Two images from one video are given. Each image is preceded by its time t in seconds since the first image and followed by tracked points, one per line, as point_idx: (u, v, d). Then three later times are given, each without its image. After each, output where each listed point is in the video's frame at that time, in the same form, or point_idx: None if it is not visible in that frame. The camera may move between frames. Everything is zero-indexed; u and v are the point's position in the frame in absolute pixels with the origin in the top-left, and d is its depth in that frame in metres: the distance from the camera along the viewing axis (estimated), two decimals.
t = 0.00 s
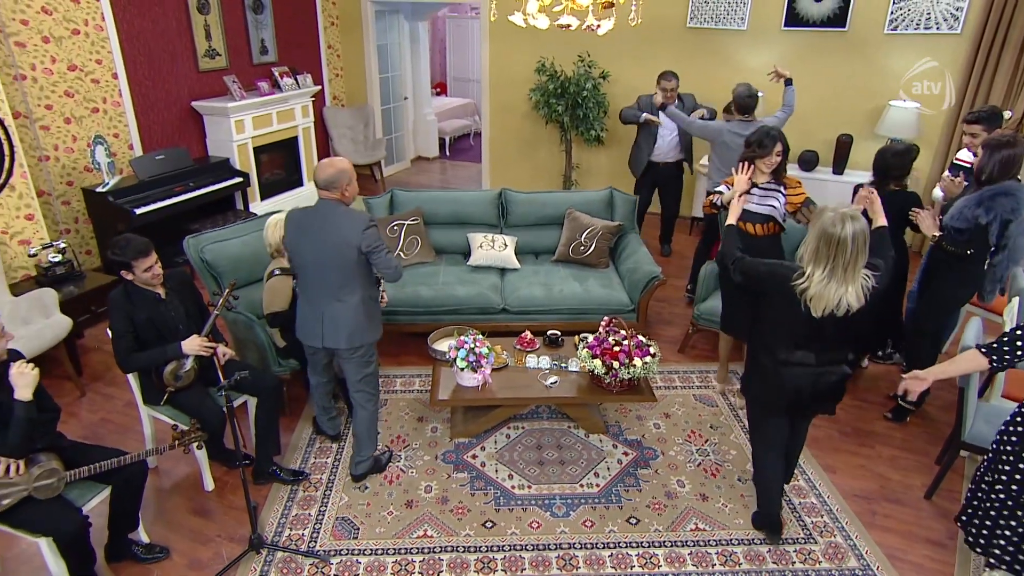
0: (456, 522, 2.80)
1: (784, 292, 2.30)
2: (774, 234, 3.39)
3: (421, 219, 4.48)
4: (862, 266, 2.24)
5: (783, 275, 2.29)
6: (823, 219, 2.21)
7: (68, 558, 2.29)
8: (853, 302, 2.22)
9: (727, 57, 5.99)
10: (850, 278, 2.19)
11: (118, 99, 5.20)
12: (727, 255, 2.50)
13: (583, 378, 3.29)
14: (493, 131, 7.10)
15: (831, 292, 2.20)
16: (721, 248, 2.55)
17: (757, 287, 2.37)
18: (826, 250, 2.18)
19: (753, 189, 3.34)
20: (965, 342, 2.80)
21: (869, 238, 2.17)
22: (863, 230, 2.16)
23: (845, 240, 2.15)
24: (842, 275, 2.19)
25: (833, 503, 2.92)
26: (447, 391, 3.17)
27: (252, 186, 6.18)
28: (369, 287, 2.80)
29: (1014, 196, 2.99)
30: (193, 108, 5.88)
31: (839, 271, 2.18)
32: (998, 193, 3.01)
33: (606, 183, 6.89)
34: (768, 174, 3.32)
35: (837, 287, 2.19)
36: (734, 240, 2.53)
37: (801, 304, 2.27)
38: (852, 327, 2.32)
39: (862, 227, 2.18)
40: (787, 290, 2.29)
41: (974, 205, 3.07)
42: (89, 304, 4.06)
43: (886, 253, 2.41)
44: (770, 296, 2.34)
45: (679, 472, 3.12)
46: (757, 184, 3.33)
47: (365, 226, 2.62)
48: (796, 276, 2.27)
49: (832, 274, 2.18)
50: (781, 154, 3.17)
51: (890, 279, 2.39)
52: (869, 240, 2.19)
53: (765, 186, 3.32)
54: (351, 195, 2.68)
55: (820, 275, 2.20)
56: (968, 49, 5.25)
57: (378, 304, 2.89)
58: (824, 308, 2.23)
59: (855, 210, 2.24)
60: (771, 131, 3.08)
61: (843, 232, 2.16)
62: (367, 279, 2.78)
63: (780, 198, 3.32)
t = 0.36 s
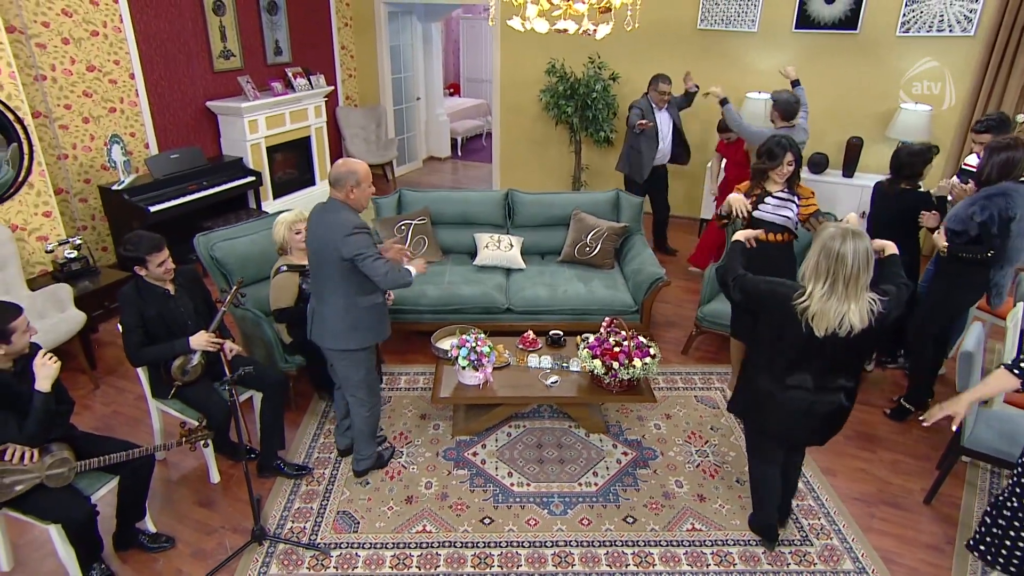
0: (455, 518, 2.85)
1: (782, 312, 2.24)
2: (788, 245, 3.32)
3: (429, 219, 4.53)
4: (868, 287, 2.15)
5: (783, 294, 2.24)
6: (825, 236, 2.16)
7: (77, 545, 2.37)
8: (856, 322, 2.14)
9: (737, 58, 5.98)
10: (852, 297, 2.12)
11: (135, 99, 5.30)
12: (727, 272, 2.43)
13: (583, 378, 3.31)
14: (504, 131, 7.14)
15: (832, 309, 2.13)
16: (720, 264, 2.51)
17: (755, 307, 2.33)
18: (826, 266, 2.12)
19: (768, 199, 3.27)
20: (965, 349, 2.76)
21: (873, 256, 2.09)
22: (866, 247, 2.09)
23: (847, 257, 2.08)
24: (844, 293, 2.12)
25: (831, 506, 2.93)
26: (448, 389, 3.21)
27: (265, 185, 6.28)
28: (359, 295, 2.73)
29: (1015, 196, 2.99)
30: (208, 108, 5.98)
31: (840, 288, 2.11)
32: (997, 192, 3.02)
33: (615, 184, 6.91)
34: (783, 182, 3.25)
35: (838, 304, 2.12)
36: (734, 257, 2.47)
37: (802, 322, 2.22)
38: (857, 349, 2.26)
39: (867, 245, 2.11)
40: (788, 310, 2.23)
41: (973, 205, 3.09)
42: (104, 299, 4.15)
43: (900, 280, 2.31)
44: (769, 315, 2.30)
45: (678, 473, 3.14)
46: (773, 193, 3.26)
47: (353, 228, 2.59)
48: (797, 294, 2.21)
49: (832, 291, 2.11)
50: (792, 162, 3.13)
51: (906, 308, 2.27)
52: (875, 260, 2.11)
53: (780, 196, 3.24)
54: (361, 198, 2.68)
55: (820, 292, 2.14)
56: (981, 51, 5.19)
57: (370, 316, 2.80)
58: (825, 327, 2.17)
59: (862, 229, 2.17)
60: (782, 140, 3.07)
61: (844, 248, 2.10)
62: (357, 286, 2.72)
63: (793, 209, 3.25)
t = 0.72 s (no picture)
0: (453, 513, 2.89)
1: (791, 319, 2.19)
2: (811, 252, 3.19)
3: (434, 218, 4.57)
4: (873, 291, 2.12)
5: (787, 301, 2.20)
6: (828, 239, 2.15)
7: (83, 531, 2.44)
8: (861, 327, 2.11)
9: (745, 60, 5.98)
10: (857, 299, 2.09)
11: (148, 99, 5.40)
12: (736, 279, 2.35)
13: (583, 377, 3.34)
14: (512, 132, 7.18)
15: (837, 314, 2.10)
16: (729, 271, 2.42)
17: (767, 314, 2.26)
18: (829, 269, 2.10)
19: (789, 205, 3.15)
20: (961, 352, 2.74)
21: (878, 259, 2.07)
22: (869, 251, 2.07)
23: (848, 259, 2.07)
24: (848, 296, 2.09)
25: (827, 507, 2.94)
26: (449, 386, 3.26)
27: (275, 184, 6.36)
28: (342, 296, 2.73)
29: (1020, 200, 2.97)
30: (220, 108, 6.07)
31: (843, 291, 2.09)
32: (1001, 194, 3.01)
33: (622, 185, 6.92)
34: (803, 188, 3.16)
35: (843, 308, 2.09)
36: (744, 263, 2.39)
37: (810, 329, 2.16)
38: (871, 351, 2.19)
39: (871, 250, 2.09)
40: (792, 316, 2.19)
41: (976, 206, 3.08)
42: (115, 295, 4.23)
43: (912, 284, 2.26)
44: (781, 323, 2.22)
45: (675, 472, 3.16)
46: (793, 199, 3.15)
47: (333, 226, 2.63)
48: (803, 300, 2.18)
49: (835, 293, 2.09)
50: (802, 166, 3.04)
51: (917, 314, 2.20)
52: (880, 264, 2.08)
53: (801, 202, 3.13)
54: (368, 202, 2.71)
55: (824, 295, 2.11)
56: (992, 53, 5.15)
57: (355, 320, 2.77)
58: (830, 331, 2.13)
59: (866, 233, 2.15)
60: (785, 145, 3.03)
61: (847, 250, 2.08)
62: (340, 285, 2.72)
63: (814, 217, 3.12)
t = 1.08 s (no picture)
0: (449, 508, 2.93)
1: (798, 340, 2.10)
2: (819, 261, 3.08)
3: (438, 218, 4.62)
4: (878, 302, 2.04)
5: (791, 319, 2.10)
6: (827, 253, 2.07)
7: (87, 519, 2.52)
8: (870, 339, 2.02)
9: (751, 61, 5.98)
10: (863, 312, 2.00)
11: (159, 98, 5.49)
12: (740, 305, 2.26)
13: (581, 376, 3.38)
14: (519, 132, 7.22)
15: (843, 327, 2.01)
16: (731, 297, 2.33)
17: (773, 339, 2.16)
18: (831, 282, 2.02)
19: (796, 212, 3.05)
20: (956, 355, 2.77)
21: (880, 269, 2.00)
22: (871, 261, 1.99)
23: (850, 272, 1.99)
24: (853, 308, 2.00)
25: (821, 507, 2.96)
26: (448, 382, 3.31)
27: (284, 183, 6.44)
28: (345, 311, 2.65)
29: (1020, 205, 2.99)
30: (230, 107, 6.15)
31: (848, 303, 2.00)
32: (1005, 200, 3.01)
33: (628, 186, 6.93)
34: (811, 194, 3.05)
35: (848, 320, 2.01)
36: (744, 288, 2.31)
37: (817, 345, 2.07)
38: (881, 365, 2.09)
39: (873, 260, 2.01)
40: (797, 334, 2.10)
41: (976, 208, 3.09)
42: (124, 291, 4.31)
43: (921, 298, 2.18)
44: (788, 346, 2.13)
45: (671, 471, 3.18)
46: (801, 205, 3.05)
47: (334, 239, 2.55)
48: (806, 316, 2.09)
49: (840, 306, 2.00)
50: (810, 171, 2.95)
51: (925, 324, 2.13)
52: (882, 273, 2.01)
53: (810, 208, 3.03)
54: (379, 211, 2.66)
55: (829, 309, 2.02)
56: (1000, 55, 5.11)
57: (359, 336, 2.68)
58: (840, 346, 2.03)
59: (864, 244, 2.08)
60: (794, 150, 2.91)
61: (849, 263, 2.01)
62: (343, 300, 2.64)
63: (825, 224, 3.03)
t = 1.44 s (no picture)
0: (445, 502, 2.98)
1: (796, 344, 2.07)
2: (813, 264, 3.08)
3: (441, 216, 4.66)
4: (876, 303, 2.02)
5: (789, 321, 2.08)
6: (823, 255, 2.04)
7: (90, 508, 2.59)
8: (869, 342, 1.99)
9: (756, 62, 5.98)
10: (861, 314, 1.98)
11: (169, 97, 5.57)
12: (733, 313, 2.22)
13: (577, 373, 3.41)
14: (524, 132, 7.26)
15: (841, 330, 1.99)
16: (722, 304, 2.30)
17: (770, 346, 2.14)
18: (829, 285, 1.99)
19: (795, 213, 3.05)
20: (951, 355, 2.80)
21: (877, 271, 1.97)
22: (868, 265, 1.97)
23: (849, 274, 1.96)
24: (851, 312, 1.98)
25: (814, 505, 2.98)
26: (447, 378, 3.35)
27: (290, 181, 6.52)
28: (354, 319, 2.67)
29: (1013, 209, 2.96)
30: (237, 106, 6.23)
31: (846, 306, 1.98)
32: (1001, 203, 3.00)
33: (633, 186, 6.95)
34: (811, 196, 3.06)
35: (846, 324, 1.98)
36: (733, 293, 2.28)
37: (815, 348, 2.04)
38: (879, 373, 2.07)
39: (868, 262, 1.99)
40: (794, 337, 2.07)
41: (971, 211, 3.11)
42: (131, 286, 4.39)
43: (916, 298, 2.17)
44: (784, 353, 2.11)
45: (665, 468, 3.21)
46: (801, 207, 3.06)
47: (339, 248, 2.54)
48: (803, 319, 2.07)
49: (838, 310, 1.98)
50: (812, 170, 2.96)
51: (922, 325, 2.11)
52: (879, 275, 1.98)
53: (808, 211, 3.04)
54: (377, 214, 2.63)
55: (826, 312, 2.00)
56: (1005, 56, 5.09)
57: (369, 342, 2.71)
58: (838, 349, 2.01)
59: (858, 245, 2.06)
60: (795, 148, 2.95)
61: (846, 264, 1.98)
62: (352, 307, 2.66)
63: (824, 226, 3.03)
